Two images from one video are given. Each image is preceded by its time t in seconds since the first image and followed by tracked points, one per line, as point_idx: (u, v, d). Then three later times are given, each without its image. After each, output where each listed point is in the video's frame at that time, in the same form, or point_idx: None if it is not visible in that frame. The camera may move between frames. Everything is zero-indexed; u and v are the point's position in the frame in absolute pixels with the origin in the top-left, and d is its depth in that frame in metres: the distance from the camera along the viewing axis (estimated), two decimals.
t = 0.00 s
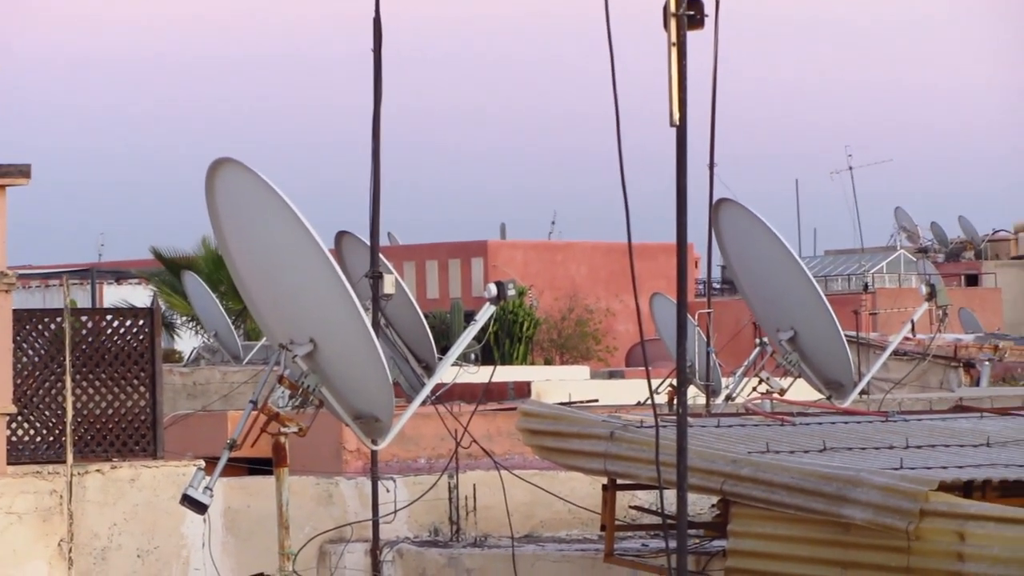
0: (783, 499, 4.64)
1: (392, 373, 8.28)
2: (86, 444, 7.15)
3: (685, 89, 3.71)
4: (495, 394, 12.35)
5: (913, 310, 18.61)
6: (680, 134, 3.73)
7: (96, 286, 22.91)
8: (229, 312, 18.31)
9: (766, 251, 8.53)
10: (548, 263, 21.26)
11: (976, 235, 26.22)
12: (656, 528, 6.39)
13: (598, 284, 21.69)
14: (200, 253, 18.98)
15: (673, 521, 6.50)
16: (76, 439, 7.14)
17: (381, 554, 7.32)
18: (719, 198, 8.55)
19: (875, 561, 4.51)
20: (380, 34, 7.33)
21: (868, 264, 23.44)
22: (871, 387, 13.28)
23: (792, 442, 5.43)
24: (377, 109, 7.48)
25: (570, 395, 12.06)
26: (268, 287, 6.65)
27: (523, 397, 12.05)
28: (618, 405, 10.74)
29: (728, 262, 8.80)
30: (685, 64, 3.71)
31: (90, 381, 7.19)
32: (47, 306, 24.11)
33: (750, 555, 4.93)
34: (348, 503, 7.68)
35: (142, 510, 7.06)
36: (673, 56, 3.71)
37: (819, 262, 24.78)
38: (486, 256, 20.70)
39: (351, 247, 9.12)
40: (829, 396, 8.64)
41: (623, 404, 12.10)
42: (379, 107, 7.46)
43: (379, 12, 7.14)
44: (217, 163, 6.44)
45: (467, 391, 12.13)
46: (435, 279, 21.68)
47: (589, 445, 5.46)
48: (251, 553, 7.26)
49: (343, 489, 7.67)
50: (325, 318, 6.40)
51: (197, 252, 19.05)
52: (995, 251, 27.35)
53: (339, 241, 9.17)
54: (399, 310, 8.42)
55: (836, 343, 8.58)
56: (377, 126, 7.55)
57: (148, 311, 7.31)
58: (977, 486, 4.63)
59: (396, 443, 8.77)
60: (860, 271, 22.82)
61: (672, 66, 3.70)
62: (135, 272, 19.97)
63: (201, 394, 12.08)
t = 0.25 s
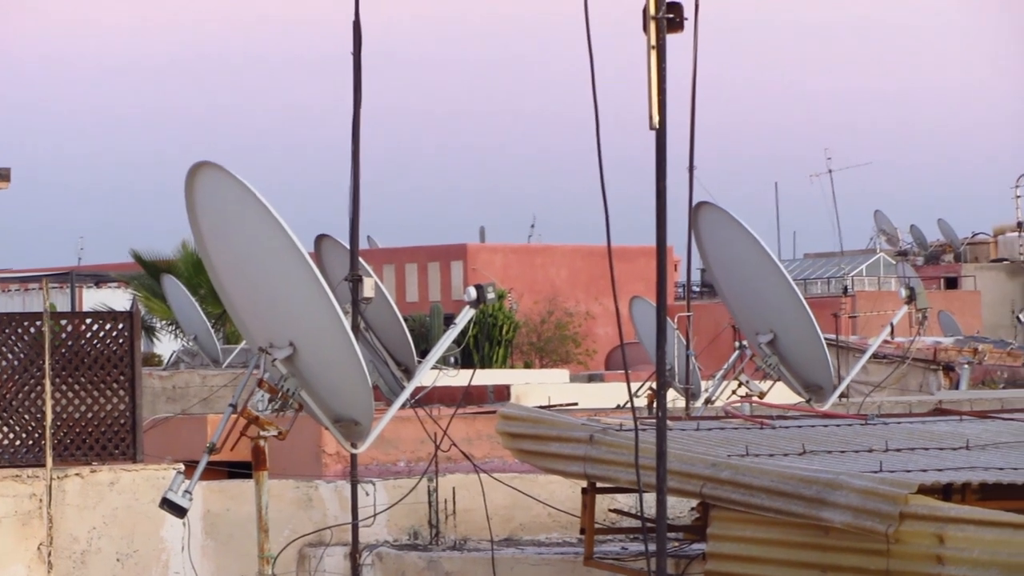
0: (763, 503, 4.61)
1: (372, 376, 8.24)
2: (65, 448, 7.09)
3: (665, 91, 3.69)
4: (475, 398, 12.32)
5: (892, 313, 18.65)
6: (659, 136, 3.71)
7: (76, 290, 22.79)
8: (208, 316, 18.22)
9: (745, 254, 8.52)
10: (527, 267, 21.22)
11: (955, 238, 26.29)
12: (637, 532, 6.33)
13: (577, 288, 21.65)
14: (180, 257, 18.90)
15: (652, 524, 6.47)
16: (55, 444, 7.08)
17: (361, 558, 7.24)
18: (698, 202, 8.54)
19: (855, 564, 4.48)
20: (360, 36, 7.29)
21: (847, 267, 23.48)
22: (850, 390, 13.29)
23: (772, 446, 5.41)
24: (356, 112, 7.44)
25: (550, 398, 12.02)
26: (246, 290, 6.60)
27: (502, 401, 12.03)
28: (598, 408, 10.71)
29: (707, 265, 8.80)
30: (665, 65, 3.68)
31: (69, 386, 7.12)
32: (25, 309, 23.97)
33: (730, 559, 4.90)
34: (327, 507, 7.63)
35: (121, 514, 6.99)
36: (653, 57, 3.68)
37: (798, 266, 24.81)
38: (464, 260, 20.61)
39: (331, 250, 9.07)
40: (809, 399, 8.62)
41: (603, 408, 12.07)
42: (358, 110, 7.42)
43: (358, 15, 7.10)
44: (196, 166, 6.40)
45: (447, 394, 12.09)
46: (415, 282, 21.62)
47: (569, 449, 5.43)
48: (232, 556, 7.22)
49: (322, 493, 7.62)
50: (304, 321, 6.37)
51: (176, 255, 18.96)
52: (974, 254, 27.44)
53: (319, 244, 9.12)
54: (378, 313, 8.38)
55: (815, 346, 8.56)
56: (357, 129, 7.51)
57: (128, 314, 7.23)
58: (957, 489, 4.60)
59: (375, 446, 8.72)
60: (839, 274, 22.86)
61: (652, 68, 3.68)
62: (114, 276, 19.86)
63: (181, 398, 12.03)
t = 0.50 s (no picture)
0: (741, 503, 4.59)
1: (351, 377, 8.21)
2: (44, 450, 7.03)
3: (644, 92, 3.67)
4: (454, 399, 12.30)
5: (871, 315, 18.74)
6: (639, 138, 3.69)
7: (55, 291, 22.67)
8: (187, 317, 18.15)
9: (725, 255, 8.50)
10: (506, 267, 21.19)
11: (933, 239, 26.39)
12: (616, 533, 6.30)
13: (556, 289, 21.64)
14: (159, 258, 18.81)
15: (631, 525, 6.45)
16: (34, 445, 7.02)
17: (341, 559, 7.21)
18: (678, 202, 8.53)
19: (834, 565, 4.46)
20: (339, 37, 7.25)
21: (826, 268, 23.54)
22: (829, 390, 13.31)
23: (751, 447, 5.39)
24: (335, 113, 7.40)
25: (530, 399, 12.01)
26: (225, 291, 6.56)
27: (481, 401, 12.01)
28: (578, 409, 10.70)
29: (686, 267, 8.80)
30: (644, 67, 3.66)
31: (48, 387, 7.07)
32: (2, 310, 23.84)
33: (709, 560, 4.89)
34: (306, 508, 7.60)
35: (101, 514, 6.94)
36: (632, 60, 3.66)
37: (777, 266, 24.85)
38: (444, 260, 20.58)
39: (310, 251, 9.04)
40: (788, 400, 8.61)
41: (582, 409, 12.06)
42: (337, 111, 7.39)
43: (338, 16, 7.06)
44: (175, 167, 6.35)
45: (426, 395, 12.07)
46: (394, 283, 21.57)
47: (548, 450, 5.41)
48: (211, 556, 7.16)
49: (301, 494, 7.59)
50: (283, 322, 6.33)
51: (155, 256, 18.88)
52: (953, 255, 27.53)
53: (297, 246, 9.10)
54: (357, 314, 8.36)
55: (794, 347, 8.55)
56: (336, 130, 7.47)
57: (107, 315, 7.19)
58: (936, 490, 4.58)
59: (354, 447, 8.69)
60: (818, 275, 22.91)
61: (631, 70, 3.65)
62: (92, 276, 19.76)
63: (160, 399, 11.93)
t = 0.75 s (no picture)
0: (721, 506, 4.56)
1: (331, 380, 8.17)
2: (24, 451, 6.96)
3: (624, 94, 3.64)
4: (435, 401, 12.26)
5: (851, 317, 18.77)
6: (618, 140, 3.65)
7: (35, 293, 22.54)
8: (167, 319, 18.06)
9: (705, 257, 8.48)
10: (486, 269, 21.14)
11: (914, 241, 26.43)
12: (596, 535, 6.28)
13: (535, 291, 21.59)
14: (138, 260, 18.71)
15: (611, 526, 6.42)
16: (14, 447, 6.95)
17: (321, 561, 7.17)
18: (658, 205, 8.51)
19: (813, 568, 4.42)
20: (318, 38, 7.20)
21: (807, 269, 23.56)
22: (809, 392, 13.31)
23: (732, 449, 5.36)
24: (315, 114, 7.35)
25: (510, 401, 11.97)
26: (205, 293, 6.51)
27: (461, 404, 11.97)
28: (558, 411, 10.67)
29: (667, 269, 8.77)
30: (623, 70, 3.63)
31: (27, 389, 6.99)
32: None
33: (690, 562, 4.85)
34: (286, 510, 7.55)
35: (81, 517, 6.89)
36: (611, 62, 3.63)
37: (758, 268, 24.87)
38: (423, 262, 20.52)
39: (291, 253, 8.99)
40: (768, 402, 8.60)
41: (562, 410, 12.02)
42: (317, 113, 7.34)
43: (317, 17, 7.02)
44: (155, 169, 6.28)
45: (406, 397, 12.01)
46: (374, 285, 21.49)
47: (528, 452, 5.37)
48: (189, 558, 7.30)
49: (281, 496, 7.54)
50: (262, 324, 6.28)
51: (135, 258, 18.79)
52: (933, 257, 27.60)
53: (278, 248, 9.04)
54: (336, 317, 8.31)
55: (774, 349, 8.54)
56: (315, 132, 7.42)
57: (88, 317, 7.08)
58: (916, 492, 4.55)
59: (334, 450, 8.64)
60: (799, 276, 22.93)
61: (610, 73, 3.62)
62: (71, 278, 19.64)
63: (140, 401, 11.81)
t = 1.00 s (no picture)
0: (703, 509, 4.54)
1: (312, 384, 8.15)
2: (6, 455, 6.91)
3: (606, 98, 3.62)
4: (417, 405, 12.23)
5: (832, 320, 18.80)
6: (600, 143, 3.64)
7: (16, 297, 22.43)
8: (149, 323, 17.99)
9: (687, 261, 8.47)
10: (468, 273, 21.11)
11: (895, 245, 26.51)
12: (578, 539, 6.26)
13: (517, 294, 21.56)
14: (120, 264, 18.63)
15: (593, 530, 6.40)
16: None
17: (302, 564, 7.14)
18: (639, 209, 8.50)
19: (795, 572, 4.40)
20: (299, 40, 7.17)
21: (788, 273, 23.60)
22: (791, 396, 13.33)
23: (714, 452, 5.35)
24: (297, 117, 7.32)
25: (492, 405, 11.96)
26: (186, 296, 6.47)
27: (444, 407, 11.95)
28: (540, 414, 10.66)
29: (649, 273, 8.76)
30: (605, 72, 3.61)
31: (9, 391, 6.98)
32: None
33: (671, 566, 4.83)
34: (268, 514, 7.51)
35: (63, 521, 6.85)
36: (593, 65, 3.61)
37: (739, 271, 24.91)
38: (405, 266, 20.48)
39: (272, 256, 8.96)
40: (750, 406, 8.59)
41: (545, 414, 12.01)
42: (298, 116, 7.31)
43: (298, 20, 6.99)
44: (138, 173, 6.24)
45: (388, 401, 11.98)
46: (356, 289, 21.45)
47: (510, 456, 5.35)
48: (171, 562, 7.17)
49: (263, 500, 7.50)
50: (244, 327, 6.25)
51: (117, 261, 18.71)
52: (915, 261, 27.68)
53: (259, 251, 9.00)
54: (318, 321, 8.28)
55: (756, 352, 8.53)
56: (297, 136, 7.39)
57: (69, 321, 7.07)
58: (898, 495, 4.54)
59: (316, 453, 8.61)
60: (781, 280, 22.96)
61: (592, 75, 3.60)
62: (53, 282, 19.54)
63: (122, 405, 11.75)
